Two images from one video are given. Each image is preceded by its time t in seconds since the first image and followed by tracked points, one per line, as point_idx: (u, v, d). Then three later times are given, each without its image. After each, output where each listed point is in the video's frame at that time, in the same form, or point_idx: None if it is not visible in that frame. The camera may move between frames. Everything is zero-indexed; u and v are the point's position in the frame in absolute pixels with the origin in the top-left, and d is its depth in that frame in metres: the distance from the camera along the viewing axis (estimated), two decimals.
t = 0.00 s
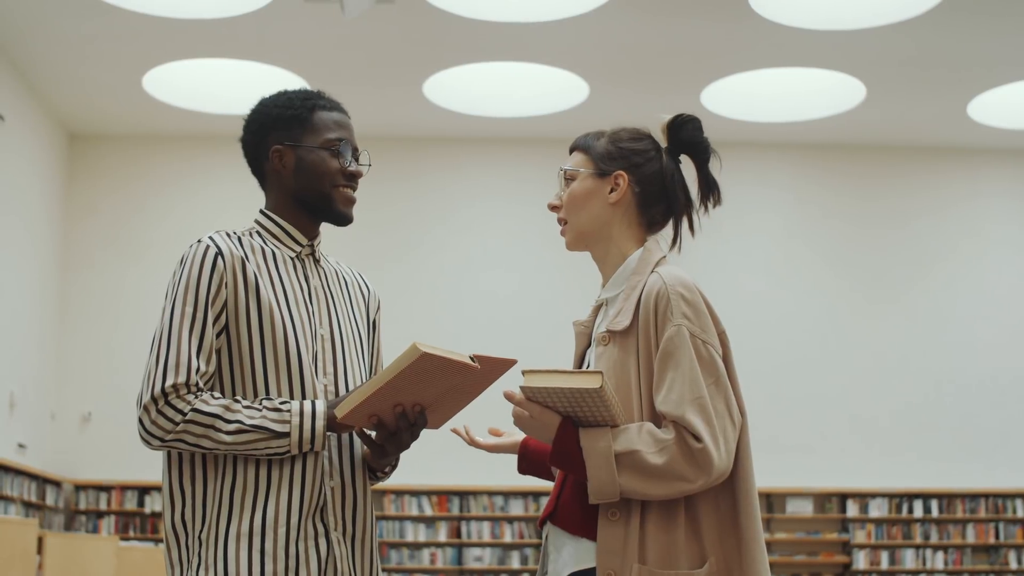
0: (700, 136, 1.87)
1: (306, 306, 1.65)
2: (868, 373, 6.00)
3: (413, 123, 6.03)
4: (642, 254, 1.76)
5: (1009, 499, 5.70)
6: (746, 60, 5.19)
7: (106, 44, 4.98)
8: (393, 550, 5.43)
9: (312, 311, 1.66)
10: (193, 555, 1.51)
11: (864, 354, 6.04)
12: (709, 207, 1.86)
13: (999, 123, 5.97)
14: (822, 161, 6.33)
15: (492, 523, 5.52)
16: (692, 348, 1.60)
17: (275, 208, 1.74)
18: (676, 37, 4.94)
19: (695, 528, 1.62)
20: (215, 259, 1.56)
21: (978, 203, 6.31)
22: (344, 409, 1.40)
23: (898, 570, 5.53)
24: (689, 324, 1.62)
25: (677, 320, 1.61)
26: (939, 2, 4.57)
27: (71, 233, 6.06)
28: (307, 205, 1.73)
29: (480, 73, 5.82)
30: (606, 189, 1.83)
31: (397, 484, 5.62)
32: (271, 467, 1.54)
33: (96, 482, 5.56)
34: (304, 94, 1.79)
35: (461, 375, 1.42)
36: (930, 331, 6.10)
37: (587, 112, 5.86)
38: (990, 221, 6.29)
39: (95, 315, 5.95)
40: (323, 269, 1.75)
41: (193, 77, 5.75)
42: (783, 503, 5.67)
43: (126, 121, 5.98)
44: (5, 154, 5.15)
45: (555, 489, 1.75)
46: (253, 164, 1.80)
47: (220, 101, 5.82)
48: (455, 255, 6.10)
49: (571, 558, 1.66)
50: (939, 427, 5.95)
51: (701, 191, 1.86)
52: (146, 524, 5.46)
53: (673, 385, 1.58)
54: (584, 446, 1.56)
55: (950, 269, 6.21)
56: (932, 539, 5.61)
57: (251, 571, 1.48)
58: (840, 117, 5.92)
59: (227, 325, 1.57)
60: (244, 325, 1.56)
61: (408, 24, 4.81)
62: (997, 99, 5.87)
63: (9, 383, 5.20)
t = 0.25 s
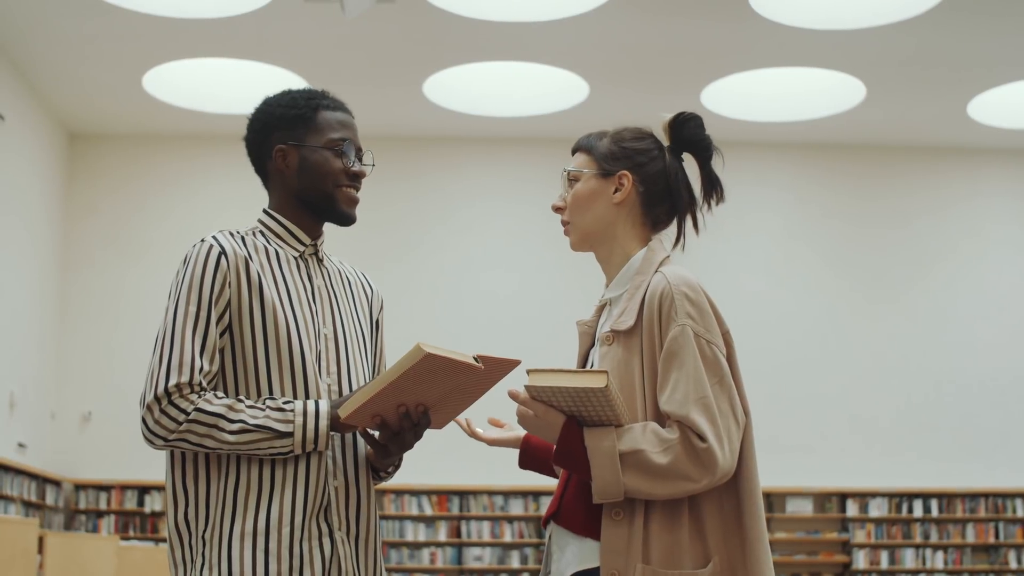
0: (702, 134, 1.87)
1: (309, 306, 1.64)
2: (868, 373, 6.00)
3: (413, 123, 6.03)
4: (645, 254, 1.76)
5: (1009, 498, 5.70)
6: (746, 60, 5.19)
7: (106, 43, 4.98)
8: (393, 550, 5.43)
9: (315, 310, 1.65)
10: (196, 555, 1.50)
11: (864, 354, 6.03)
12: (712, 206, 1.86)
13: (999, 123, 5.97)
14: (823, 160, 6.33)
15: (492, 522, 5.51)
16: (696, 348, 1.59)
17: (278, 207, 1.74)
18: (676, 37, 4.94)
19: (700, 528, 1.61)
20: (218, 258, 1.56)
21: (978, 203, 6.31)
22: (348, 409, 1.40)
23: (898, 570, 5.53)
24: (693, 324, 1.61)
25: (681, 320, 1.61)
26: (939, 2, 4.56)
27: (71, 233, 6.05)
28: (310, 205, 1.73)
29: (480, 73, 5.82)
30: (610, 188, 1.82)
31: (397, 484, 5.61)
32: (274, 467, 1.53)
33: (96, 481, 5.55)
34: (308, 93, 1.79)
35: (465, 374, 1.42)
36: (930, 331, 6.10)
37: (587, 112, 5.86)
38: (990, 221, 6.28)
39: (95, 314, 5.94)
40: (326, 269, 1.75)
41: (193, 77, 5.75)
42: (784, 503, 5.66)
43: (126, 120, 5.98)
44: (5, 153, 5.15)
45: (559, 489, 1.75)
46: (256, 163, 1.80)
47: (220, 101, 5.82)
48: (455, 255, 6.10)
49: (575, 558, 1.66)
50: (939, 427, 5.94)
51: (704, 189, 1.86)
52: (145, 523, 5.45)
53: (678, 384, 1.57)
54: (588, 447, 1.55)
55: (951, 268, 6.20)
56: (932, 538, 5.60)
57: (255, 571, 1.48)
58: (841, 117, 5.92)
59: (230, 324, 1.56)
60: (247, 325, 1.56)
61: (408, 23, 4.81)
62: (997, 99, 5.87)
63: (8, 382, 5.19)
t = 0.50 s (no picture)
0: (711, 137, 1.86)
1: (313, 305, 1.64)
2: (868, 374, 5.99)
3: (414, 123, 6.03)
4: (648, 254, 1.76)
5: (1009, 498, 5.69)
6: (747, 60, 5.19)
7: (106, 43, 4.98)
8: (393, 550, 5.42)
9: (319, 310, 1.65)
10: (200, 555, 1.50)
11: (864, 355, 6.03)
12: (718, 207, 1.86)
13: (999, 123, 5.97)
14: (824, 160, 6.33)
15: (492, 523, 5.51)
16: (699, 347, 1.59)
17: (281, 206, 1.73)
18: (677, 37, 4.93)
19: (703, 528, 1.61)
20: (222, 257, 1.55)
21: (978, 204, 6.31)
22: (352, 409, 1.40)
23: (897, 570, 5.52)
24: (696, 322, 1.61)
25: (684, 319, 1.61)
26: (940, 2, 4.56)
27: (71, 234, 6.05)
28: (314, 204, 1.72)
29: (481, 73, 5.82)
30: (617, 187, 1.82)
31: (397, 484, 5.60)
32: (278, 466, 1.53)
33: (96, 481, 5.55)
34: (312, 92, 1.79)
35: (470, 374, 1.42)
36: (930, 331, 6.09)
37: (587, 112, 5.86)
38: (990, 221, 6.28)
39: (95, 314, 5.94)
40: (330, 269, 1.74)
41: (193, 77, 5.75)
42: (784, 503, 5.64)
43: (126, 120, 5.97)
44: (5, 153, 5.14)
45: (563, 488, 1.75)
46: (260, 162, 1.80)
47: (220, 100, 5.82)
48: (455, 255, 6.10)
49: (579, 558, 1.66)
50: (939, 427, 5.94)
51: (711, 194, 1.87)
52: (145, 524, 5.45)
53: (680, 382, 1.57)
54: (591, 444, 1.55)
55: (950, 268, 6.20)
56: (932, 539, 5.60)
57: (259, 570, 1.48)
58: (841, 117, 5.92)
59: (235, 324, 1.56)
60: (252, 325, 1.56)
61: (409, 23, 4.80)
62: (997, 99, 5.87)
63: (8, 382, 5.19)
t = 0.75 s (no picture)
0: (719, 137, 1.88)
1: (318, 305, 1.64)
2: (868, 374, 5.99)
3: (413, 123, 6.03)
4: (652, 254, 1.76)
5: (1008, 499, 5.68)
6: (747, 60, 5.18)
7: (105, 44, 4.98)
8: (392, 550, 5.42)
9: (324, 310, 1.65)
10: (205, 556, 1.50)
11: (864, 355, 6.03)
12: (723, 208, 1.87)
13: (999, 123, 5.97)
14: (824, 161, 6.33)
15: (491, 523, 5.51)
16: (702, 345, 1.59)
17: (286, 207, 1.73)
18: (677, 37, 4.93)
19: (706, 528, 1.61)
20: (227, 258, 1.55)
21: (978, 204, 6.30)
22: (357, 409, 1.40)
23: (896, 570, 5.52)
24: (699, 321, 1.61)
25: (687, 317, 1.61)
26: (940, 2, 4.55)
27: (70, 234, 6.05)
28: (319, 204, 1.72)
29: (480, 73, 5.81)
30: (624, 187, 1.83)
31: (396, 484, 5.60)
32: (282, 467, 1.53)
33: (94, 482, 5.54)
34: (314, 92, 1.79)
35: (476, 374, 1.41)
36: (930, 332, 6.09)
37: (587, 113, 5.86)
38: (989, 221, 6.28)
39: (95, 314, 5.94)
40: (334, 269, 1.74)
41: (193, 77, 5.74)
42: (782, 503, 5.65)
43: (125, 120, 5.97)
44: (4, 153, 5.14)
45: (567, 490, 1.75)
46: (264, 163, 1.79)
47: (220, 100, 5.82)
48: (454, 255, 6.09)
49: (584, 559, 1.65)
50: (938, 427, 5.94)
51: (717, 195, 1.88)
52: (144, 524, 5.43)
53: (682, 380, 1.57)
54: (592, 437, 1.54)
55: (950, 269, 6.20)
56: (931, 539, 5.59)
57: (262, 571, 1.47)
58: (841, 117, 5.92)
59: (239, 324, 1.56)
60: (257, 325, 1.56)
61: (408, 23, 4.80)
62: (998, 100, 5.86)
63: (6, 382, 5.19)
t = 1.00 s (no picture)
0: (716, 132, 1.87)
1: (322, 305, 1.64)
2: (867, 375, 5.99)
3: (412, 123, 6.03)
4: (660, 254, 1.77)
5: (1005, 499, 5.69)
6: (745, 60, 5.19)
7: (104, 43, 4.97)
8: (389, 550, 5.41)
9: (328, 311, 1.65)
10: (210, 556, 1.50)
11: (862, 355, 6.03)
12: (729, 200, 1.87)
13: (997, 123, 5.97)
14: (822, 161, 6.33)
15: (488, 523, 5.51)
16: (706, 345, 1.59)
17: (290, 206, 1.73)
18: (675, 37, 4.93)
19: (706, 528, 1.60)
20: (232, 258, 1.55)
21: (975, 204, 6.30)
22: (363, 409, 1.40)
23: (894, 570, 5.52)
24: (704, 321, 1.61)
25: (692, 316, 1.61)
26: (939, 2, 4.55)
27: (67, 234, 6.04)
28: (324, 204, 1.72)
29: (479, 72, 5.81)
30: (627, 188, 1.84)
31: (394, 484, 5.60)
32: (286, 467, 1.53)
33: (92, 481, 5.54)
34: (318, 92, 1.79)
35: (483, 374, 1.41)
36: (928, 332, 6.09)
37: (586, 113, 5.86)
38: (987, 222, 6.28)
39: (92, 314, 5.93)
40: (338, 269, 1.74)
41: (191, 76, 5.74)
42: (780, 503, 5.65)
43: (124, 120, 5.96)
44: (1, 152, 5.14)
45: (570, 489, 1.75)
46: (269, 164, 1.79)
47: (217, 100, 5.81)
48: (453, 255, 6.09)
49: (588, 559, 1.65)
50: (936, 427, 5.94)
51: (719, 187, 1.88)
52: (141, 523, 5.43)
53: (686, 379, 1.57)
54: (594, 428, 1.55)
55: (948, 269, 6.20)
56: (928, 539, 5.60)
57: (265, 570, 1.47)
58: (839, 117, 5.91)
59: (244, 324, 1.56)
60: (261, 325, 1.56)
61: (406, 23, 4.80)
62: (996, 100, 5.86)
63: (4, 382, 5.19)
